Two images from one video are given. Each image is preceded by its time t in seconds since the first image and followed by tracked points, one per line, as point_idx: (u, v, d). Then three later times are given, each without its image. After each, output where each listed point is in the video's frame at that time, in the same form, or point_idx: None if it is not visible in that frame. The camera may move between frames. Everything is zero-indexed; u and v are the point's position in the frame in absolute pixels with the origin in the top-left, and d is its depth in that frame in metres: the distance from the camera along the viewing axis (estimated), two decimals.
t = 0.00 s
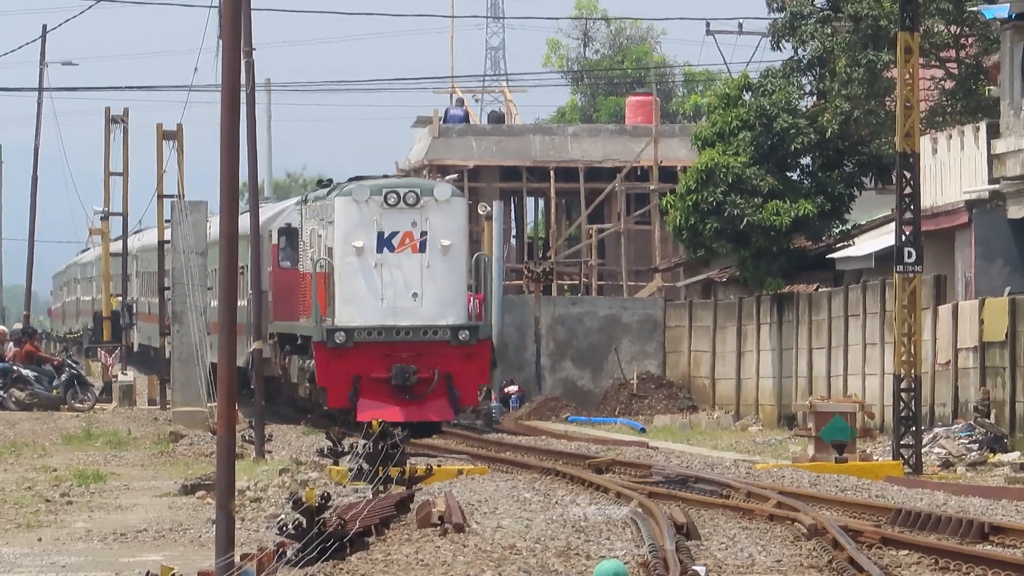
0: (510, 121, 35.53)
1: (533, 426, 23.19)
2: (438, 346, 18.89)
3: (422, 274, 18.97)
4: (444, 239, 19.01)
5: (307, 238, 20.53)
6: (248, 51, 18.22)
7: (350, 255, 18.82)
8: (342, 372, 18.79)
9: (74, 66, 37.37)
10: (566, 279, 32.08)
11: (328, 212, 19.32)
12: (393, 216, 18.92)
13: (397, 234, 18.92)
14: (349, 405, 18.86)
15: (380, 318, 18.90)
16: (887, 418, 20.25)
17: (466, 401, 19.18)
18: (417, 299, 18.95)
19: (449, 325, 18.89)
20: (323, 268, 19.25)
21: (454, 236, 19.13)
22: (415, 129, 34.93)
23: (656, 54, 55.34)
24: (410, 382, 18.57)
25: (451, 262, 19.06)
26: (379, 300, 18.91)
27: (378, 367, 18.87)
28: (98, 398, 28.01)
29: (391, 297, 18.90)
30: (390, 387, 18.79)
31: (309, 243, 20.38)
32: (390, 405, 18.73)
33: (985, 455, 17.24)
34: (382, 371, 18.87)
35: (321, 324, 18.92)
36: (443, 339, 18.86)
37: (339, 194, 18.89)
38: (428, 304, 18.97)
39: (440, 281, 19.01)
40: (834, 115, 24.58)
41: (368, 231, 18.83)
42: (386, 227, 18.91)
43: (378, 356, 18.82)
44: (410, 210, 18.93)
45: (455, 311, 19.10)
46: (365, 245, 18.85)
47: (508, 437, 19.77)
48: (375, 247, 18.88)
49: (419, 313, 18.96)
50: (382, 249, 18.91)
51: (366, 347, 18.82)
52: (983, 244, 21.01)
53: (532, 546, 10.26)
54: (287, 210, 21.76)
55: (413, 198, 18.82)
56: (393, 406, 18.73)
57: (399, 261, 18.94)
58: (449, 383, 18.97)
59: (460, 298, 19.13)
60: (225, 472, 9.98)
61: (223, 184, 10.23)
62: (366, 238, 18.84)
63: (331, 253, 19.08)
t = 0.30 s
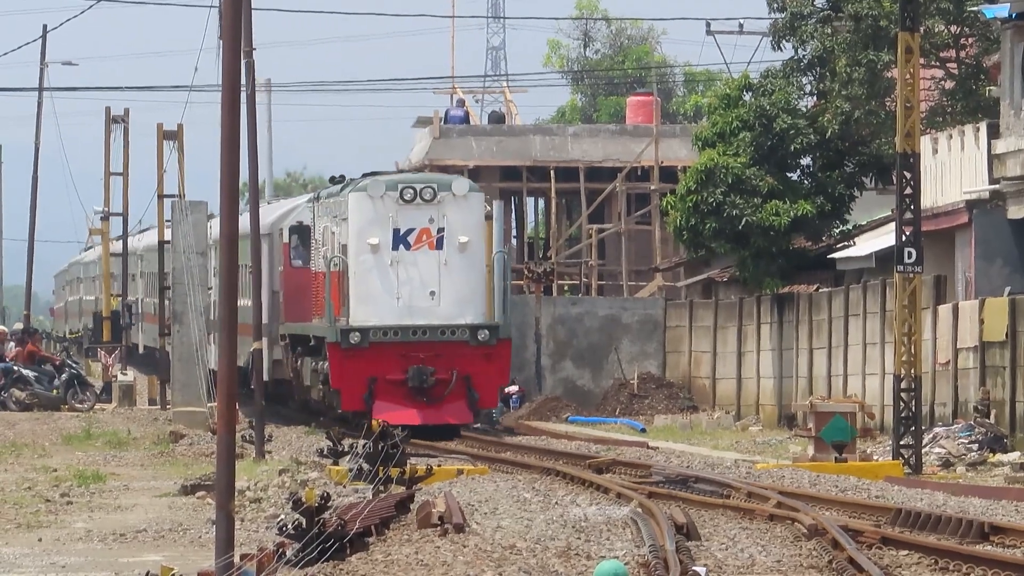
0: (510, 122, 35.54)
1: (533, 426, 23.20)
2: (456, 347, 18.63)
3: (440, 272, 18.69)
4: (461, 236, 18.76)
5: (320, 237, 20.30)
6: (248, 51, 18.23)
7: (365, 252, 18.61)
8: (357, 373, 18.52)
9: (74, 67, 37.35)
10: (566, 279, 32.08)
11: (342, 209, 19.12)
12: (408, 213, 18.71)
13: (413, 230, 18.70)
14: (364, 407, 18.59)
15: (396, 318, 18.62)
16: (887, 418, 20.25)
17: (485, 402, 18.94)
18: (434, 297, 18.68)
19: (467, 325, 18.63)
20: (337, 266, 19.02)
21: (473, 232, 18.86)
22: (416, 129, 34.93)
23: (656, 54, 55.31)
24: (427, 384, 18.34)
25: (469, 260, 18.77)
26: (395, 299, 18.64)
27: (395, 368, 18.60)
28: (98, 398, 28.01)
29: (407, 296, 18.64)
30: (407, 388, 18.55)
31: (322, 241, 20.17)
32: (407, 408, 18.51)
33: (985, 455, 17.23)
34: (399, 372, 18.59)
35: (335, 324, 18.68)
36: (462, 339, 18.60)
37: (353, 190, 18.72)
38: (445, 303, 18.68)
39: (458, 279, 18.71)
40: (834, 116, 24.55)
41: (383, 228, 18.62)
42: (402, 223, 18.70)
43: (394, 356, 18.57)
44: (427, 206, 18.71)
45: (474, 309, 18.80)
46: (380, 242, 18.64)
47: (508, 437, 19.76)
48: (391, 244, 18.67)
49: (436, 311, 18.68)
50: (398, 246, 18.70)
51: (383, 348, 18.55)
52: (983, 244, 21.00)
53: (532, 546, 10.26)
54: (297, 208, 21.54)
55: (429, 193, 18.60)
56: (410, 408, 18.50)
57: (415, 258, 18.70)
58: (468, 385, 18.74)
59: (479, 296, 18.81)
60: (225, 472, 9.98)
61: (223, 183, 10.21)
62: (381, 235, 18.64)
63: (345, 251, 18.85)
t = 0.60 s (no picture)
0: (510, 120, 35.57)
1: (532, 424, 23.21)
2: (476, 347, 18.25)
3: (458, 269, 18.37)
4: (480, 231, 18.43)
5: (332, 233, 20.06)
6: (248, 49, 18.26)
7: (380, 249, 18.28)
8: (374, 374, 18.16)
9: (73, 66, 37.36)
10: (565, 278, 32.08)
11: (357, 205, 18.81)
12: (425, 207, 18.37)
13: (430, 226, 18.37)
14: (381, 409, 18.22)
15: (413, 317, 18.29)
16: (887, 417, 20.25)
17: (506, 404, 18.54)
18: (453, 295, 18.35)
19: (487, 324, 18.28)
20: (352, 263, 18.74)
21: (491, 228, 18.54)
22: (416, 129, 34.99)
23: (656, 53, 55.31)
24: (446, 384, 17.96)
25: (487, 256, 18.47)
26: (412, 297, 18.31)
27: (413, 369, 18.23)
28: (98, 397, 28.01)
29: (425, 293, 18.30)
30: (425, 390, 18.18)
31: (334, 238, 19.89)
32: (425, 410, 18.11)
33: (985, 453, 17.22)
34: (417, 373, 18.22)
35: (350, 323, 18.32)
36: (481, 338, 18.23)
37: (368, 184, 18.38)
38: (463, 301, 18.35)
39: (477, 276, 18.40)
40: (833, 114, 24.52)
41: (400, 223, 18.29)
42: (418, 218, 18.37)
43: (412, 356, 18.20)
44: (445, 201, 18.38)
45: (492, 308, 18.47)
46: (396, 239, 18.31)
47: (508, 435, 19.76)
48: (407, 239, 18.33)
49: (455, 310, 18.35)
50: (415, 242, 18.36)
51: (400, 348, 18.19)
52: (982, 242, 21.00)
53: (532, 544, 10.26)
54: (307, 203, 20.99)
55: (447, 187, 18.27)
56: (428, 410, 18.10)
57: (433, 254, 18.37)
58: (488, 386, 18.34)
59: (498, 294, 18.50)
60: (225, 470, 9.98)
61: (222, 181, 10.21)
62: (398, 231, 18.31)
63: (360, 247, 18.54)
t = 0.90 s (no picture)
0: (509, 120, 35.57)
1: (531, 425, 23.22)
2: (494, 349, 17.87)
3: (477, 268, 17.97)
4: (499, 229, 18.03)
5: (345, 230, 19.70)
6: (246, 49, 18.25)
7: (397, 248, 17.88)
8: (391, 377, 17.73)
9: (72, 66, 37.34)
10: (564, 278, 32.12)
11: (372, 202, 18.43)
12: (443, 205, 17.99)
13: (448, 224, 17.97)
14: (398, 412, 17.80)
15: (431, 318, 17.87)
16: (886, 417, 20.25)
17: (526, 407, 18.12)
18: (471, 295, 17.95)
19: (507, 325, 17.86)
20: (367, 263, 18.36)
21: (511, 226, 18.13)
22: (416, 129, 34.96)
23: (655, 53, 55.29)
24: (464, 388, 17.51)
25: (507, 255, 18.06)
26: (429, 297, 17.92)
27: (430, 371, 17.80)
28: (97, 397, 28.00)
29: (443, 294, 17.90)
30: (443, 393, 17.74)
31: (348, 236, 19.50)
32: (443, 414, 17.69)
33: (984, 453, 17.22)
34: (434, 375, 17.79)
35: (365, 324, 17.86)
36: (501, 339, 17.83)
37: (384, 181, 18.00)
38: (482, 301, 17.95)
39: (496, 276, 18.01)
40: (832, 114, 24.52)
41: (417, 221, 17.91)
42: (436, 216, 17.98)
43: (429, 358, 17.78)
44: (463, 198, 17.97)
45: (512, 309, 18.07)
46: (413, 237, 17.93)
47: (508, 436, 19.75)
48: (425, 238, 17.92)
49: (473, 311, 17.95)
50: (432, 240, 17.95)
51: (417, 350, 17.77)
52: (981, 242, 20.97)
53: (531, 544, 10.26)
54: (318, 201, 20.67)
55: (465, 184, 17.86)
56: (446, 415, 17.68)
57: (451, 253, 17.97)
58: (508, 389, 17.92)
59: (517, 294, 18.10)
60: (224, 470, 9.98)
61: (222, 181, 10.20)
62: (415, 229, 17.92)
63: (376, 246, 18.15)
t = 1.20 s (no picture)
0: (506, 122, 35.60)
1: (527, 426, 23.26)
2: (514, 351, 16.66)
3: (496, 268, 16.83)
4: (520, 227, 16.86)
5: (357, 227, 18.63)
6: (243, 50, 18.24)
7: (413, 245, 16.75)
8: (406, 380, 16.50)
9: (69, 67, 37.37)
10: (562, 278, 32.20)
11: (386, 198, 17.29)
12: (462, 201, 16.83)
13: (467, 221, 16.82)
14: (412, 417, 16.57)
15: (449, 319, 16.75)
16: (883, 418, 20.26)
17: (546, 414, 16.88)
18: (490, 296, 16.82)
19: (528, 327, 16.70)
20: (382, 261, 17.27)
21: (533, 223, 16.97)
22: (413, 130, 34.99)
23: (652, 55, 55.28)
24: (483, 392, 16.28)
25: (529, 254, 16.90)
26: (447, 297, 16.79)
27: (446, 374, 16.57)
28: (94, 398, 28.01)
29: (461, 294, 16.78)
30: (459, 398, 16.50)
31: (360, 233, 18.40)
32: (461, 418, 16.43)
33: (981, 455, 17.23)
34: (450, 379, 16.55)
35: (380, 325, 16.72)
36: (521, 341, 16.64)
37: (400, 176, 16.82)
38: (502, 303, 16.81)
39: (517, 276, 16.86)
40: (829, 116, 24.56)
41: (434, 218, 16.76)
42: (454, 213, 16.83)
43: (446, 361, 16.56)
44: (483, 194, 16.81)
45: (533, 310, 16.93)
46: (430, 234, 16.78)
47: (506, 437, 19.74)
48: (442, 235, 16.79)
49: (492, 312, 16.82)
50: (450, 238, 16.82)
51: (433, 352, 16.56)
52: (977, 243, 21.02)
53: (528, 546, 10.25)
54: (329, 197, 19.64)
55: (485, 179, 16.71)
56: (464, 419, 16.43)
57: (469, 252, 16.83)
58: (527, 393, 16.69)
59: (538, 295, 16.97)
60: (221, 472, 9.98)
61: (219, 182, 10.20)
62: (431, 227, 16.77)
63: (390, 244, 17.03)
